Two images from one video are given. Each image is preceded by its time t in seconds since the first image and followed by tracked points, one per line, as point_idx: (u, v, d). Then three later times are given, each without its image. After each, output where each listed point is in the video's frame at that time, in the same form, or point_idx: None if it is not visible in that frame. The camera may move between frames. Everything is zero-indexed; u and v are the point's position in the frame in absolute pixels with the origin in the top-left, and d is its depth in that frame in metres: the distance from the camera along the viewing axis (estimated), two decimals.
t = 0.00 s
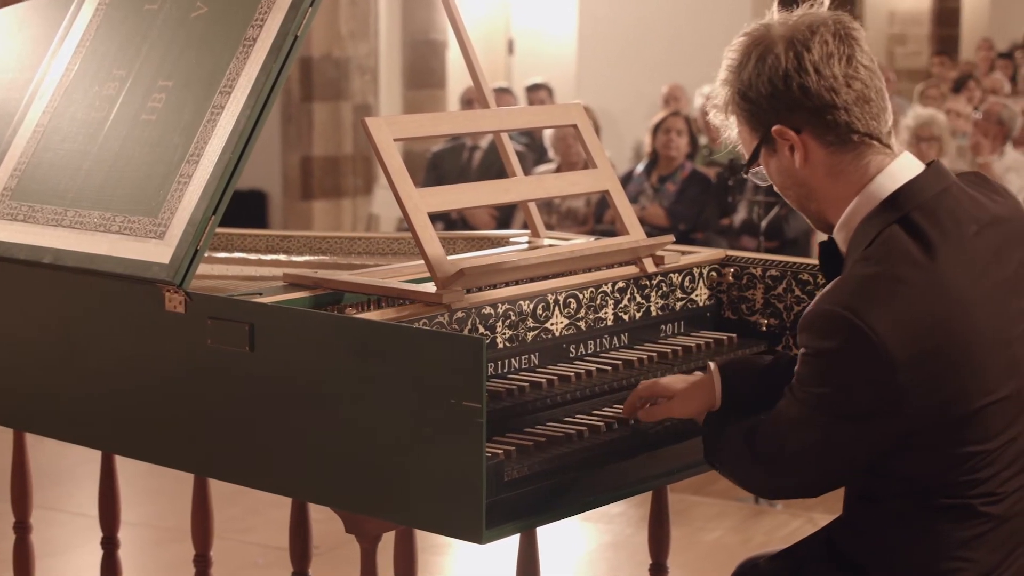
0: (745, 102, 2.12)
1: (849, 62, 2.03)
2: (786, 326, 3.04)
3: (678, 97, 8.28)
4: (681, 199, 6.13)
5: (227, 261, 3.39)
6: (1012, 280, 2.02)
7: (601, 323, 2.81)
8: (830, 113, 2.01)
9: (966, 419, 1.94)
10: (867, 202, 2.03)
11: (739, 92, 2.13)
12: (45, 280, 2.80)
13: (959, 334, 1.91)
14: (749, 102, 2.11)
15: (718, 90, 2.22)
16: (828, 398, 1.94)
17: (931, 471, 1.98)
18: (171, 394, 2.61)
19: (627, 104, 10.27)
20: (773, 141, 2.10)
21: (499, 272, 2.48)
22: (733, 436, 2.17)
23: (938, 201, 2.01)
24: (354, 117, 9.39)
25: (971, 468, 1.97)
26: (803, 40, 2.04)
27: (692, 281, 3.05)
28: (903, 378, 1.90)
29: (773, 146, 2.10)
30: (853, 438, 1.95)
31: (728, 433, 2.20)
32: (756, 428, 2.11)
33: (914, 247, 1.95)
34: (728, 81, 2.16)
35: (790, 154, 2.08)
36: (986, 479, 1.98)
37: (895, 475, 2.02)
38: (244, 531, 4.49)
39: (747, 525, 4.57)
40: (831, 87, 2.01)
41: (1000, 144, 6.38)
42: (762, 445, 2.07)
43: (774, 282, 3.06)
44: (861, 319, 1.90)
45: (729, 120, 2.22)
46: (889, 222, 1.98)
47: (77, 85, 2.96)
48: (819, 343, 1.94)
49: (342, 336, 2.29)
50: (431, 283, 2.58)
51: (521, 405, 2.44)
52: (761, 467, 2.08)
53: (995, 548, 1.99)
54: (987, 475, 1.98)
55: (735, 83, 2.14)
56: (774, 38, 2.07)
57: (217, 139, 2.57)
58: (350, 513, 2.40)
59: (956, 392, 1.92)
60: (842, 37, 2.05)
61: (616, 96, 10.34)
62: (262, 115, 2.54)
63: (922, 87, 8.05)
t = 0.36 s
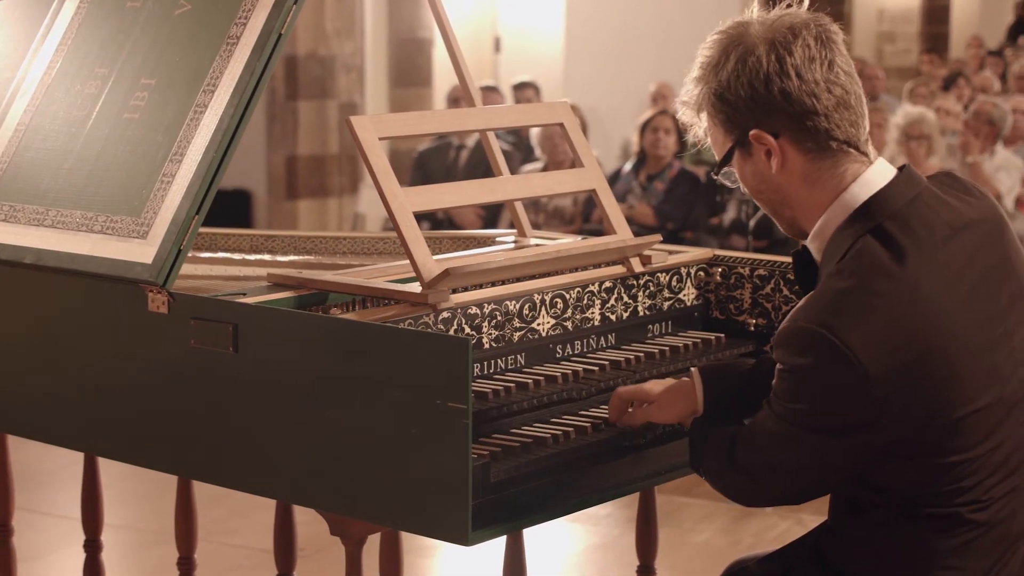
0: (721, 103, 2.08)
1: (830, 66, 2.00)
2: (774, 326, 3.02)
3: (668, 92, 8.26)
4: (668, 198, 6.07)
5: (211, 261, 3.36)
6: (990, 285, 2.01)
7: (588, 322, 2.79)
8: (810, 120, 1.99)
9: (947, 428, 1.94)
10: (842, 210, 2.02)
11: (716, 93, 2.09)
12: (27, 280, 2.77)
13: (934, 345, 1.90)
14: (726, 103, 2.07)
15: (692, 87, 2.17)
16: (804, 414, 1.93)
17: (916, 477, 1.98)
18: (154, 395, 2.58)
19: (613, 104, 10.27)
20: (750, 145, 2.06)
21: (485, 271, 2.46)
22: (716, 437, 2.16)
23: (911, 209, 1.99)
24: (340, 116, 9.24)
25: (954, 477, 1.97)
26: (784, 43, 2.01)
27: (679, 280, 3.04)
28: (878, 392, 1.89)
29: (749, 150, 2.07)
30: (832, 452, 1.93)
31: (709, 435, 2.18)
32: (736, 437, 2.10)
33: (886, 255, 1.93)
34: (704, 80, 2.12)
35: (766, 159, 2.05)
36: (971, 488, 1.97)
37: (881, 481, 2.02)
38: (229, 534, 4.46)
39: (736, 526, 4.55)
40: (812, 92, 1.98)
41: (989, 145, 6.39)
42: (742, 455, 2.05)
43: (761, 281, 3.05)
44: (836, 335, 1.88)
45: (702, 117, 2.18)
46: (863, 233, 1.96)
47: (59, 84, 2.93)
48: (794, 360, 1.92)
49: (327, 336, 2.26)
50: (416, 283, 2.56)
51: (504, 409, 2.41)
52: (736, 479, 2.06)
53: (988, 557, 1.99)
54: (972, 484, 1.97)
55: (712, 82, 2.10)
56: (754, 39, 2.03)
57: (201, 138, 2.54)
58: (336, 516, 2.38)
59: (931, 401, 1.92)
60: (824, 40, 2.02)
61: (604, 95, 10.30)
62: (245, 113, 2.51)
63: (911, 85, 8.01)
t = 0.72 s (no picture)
0: (680, 118, 2.05)
1: (788, 73, 2.00)
2: (764, 326, 3.00)
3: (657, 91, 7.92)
4: (656, 198, 5.89)
5: (194, 261, 3.32)
6: (969, 286, 2.00)
7: (576, 323, 2.77)
8: (774, 126, 1.96)
9: (934, 432, 1.92)
10: (812, 217, 1.99)
11: (674, 109, 2.06)
12: (8, 279, 2.73)
13: (917, 350, 1.89)
14: (685, 118, 2.04)
15: (648, 107, 2.15)
16: (789, 425, 1.90)
17: (903, 483, 1.97)
18: (136, 398, 2.55)
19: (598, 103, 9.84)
20: (713, 157, 2.03)
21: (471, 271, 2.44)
22: (706, 444, 2.12)
23: (885, 213, 1.98)
24: (325, 113, 9.21)
25: (943, 479, 1.96)
26: (741, 52, 1.99)
27: (668, 280, 3.02)
28: (865, 400, 1.86)
29: (712, 163, 2.03)
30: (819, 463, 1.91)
31: (694, 446, 2.15)
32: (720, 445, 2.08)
33: (865, 263, 1.91)
34: (660, 99, 2.09)
35: (731, 170, 2.02)
36: (958, 490, 1.97)
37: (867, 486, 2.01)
38: (213, 537, 4.42)
39: (726, 529, 4.50)
40: (773, 99, 1.97)
41: (981, 144, 6.34)
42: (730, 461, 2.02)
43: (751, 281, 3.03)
44: (823, 345, 1.85)
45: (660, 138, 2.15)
46: (838, 240, 1.95)
47: (40, 82, 2.89)
48: (779, 372, 1.90)
49: (312, 337, 2.24)
50: (402, 283, 2.53)
51: (489, 410, 2.38)
52: (725, 488, 2.04)
53: (980, 557, 2.00)
54: (961, 486, 1.97)
55: (670, 100, 2.07)
56: (710, 52, 2.02)
57: (184, 136, 2.51)
58: (321, 518, 2.35)
59: (916, 406, 1.90)
60: (780, 49, 2.01)
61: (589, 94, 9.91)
62: (228, 112, 2.48)
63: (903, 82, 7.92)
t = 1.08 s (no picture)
0: (627, 152, 2.09)
1: (717, 89, 2.00)
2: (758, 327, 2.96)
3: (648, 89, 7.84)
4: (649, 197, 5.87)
5: (180, 261, 3.28)
6: (948, 286, 1.99)
7: (567, 323, 2.74)
8: (711, 147, 1.98)
9: (917, 434, 1.91)
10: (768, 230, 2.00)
11: (621, 145, 2.10)
12: None
13: (899, 354, 1.88)
14: (631, 153, 2.08)
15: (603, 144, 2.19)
16: (772, 436, 1.88)
17: (888, 487, 1.96)
18: (120, 400, 2.51)
19: (591, 97, 10.30)
20: (661, 187, 2.07)
21: (461, 272, 2.40)
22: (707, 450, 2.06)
23: (853, 217, 1.98)
24: (313, 112, 9.01)
25: (927, 482, 1.95)
26: (670, 78, 2.02)
27: (660, 280, 2.99)
28: (848, 408, 1.85)
29: (663, 193, 2.08)
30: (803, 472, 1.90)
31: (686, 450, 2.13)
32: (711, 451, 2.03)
33: (841, 271, 1.91)
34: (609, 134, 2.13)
35: (679, 196, 2.06)
36: (941, 490, 1.97)
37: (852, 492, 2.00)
38: (200, 541, 4.37)
39: (719, 531, 4.43)
40: (706, 121, 1.99)
41: (978, 141, 6.81)
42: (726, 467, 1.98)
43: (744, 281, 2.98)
44: (807, 355, 1.83)
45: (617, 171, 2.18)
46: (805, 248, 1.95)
47: (22, 79, 2.84)
48: (761, 384, 1.88)
49: (298, 337, 2.20)
50: (391, 283, 2.50)
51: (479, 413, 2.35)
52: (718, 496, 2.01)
53: (966, 555, 2.01)
54: (945, 486, 1.97)
55: (616, 137, 2.11)
56: (643, 82, 2.05)
57: (169, 134, 2.47)
58: (309, 522, 2.32)
59: (900, 410, 1.88)
60: (710, 67, 2.02)
61: (583, 88, 10.35)
62: (214, 110, 2.44)
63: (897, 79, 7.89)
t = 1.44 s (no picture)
0: (750, 59, 1.93)
1: (858, 38, 1.85)
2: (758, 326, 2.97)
3: (648, 84, 7.80)
4: (648, 195, 5.61)
5: (171, 261, 3.24)
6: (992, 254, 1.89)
7: (564, 324, 2.71)
8: (827, 89, 1.85)
9: (947, 396, 1.82)
10: (850, 182, 1.89)
11: (745, 49, 1.94)
12: None
13: (938, 309, 1.80)
14: (752, 61, 1.93)
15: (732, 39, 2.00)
16: (813, 373, 1.80)
17: (918, 456, 1.85)
18: (111, 402, 2.47)
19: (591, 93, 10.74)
20: (766, 104, 1.94)
21: (457, 271, 2.36)
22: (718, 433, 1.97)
23: (927, 180, 1.87)
24: (306, 109, 8.95)
25: (950, 459, 1.85)
26: (817, 7, 1.85)
27: (659, 280, 2.96)
28: (888, 350, 1.78)
29: (767, 107, 1.94)
30: (833, 421, 1.81)
31: (712, 415, 2.00)
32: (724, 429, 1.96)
33: (897, 218, 1.83)
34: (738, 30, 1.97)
35: (779, 120, 1.93)
36: (964, 473, 1.85)
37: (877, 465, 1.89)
38: (192, 545, 4.30)
39: (720, 535, 4.32)
40: (833, 61, 1.84)
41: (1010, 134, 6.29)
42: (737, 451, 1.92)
43: (744, 280, 2.98)
44: (847, 286, 1.77)
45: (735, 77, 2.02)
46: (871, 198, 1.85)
47: (10, 75, 2.80)
48: (799, 313, 1.82)
49: (290, 337, 2.17)
50: (385, 283, 2.46)
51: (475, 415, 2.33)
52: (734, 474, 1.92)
53: (981, 549, 1.87)
54: (973, 465, 1.86)
55: (744, 40, 1.95)
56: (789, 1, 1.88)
57: (160, 131, 2.44)
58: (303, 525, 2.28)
59: (936, 371, 1.81)
60: (860, 10, 1.86)
61: (582, 86, 10.76)
62: (206, 107, 2.41)
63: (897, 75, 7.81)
